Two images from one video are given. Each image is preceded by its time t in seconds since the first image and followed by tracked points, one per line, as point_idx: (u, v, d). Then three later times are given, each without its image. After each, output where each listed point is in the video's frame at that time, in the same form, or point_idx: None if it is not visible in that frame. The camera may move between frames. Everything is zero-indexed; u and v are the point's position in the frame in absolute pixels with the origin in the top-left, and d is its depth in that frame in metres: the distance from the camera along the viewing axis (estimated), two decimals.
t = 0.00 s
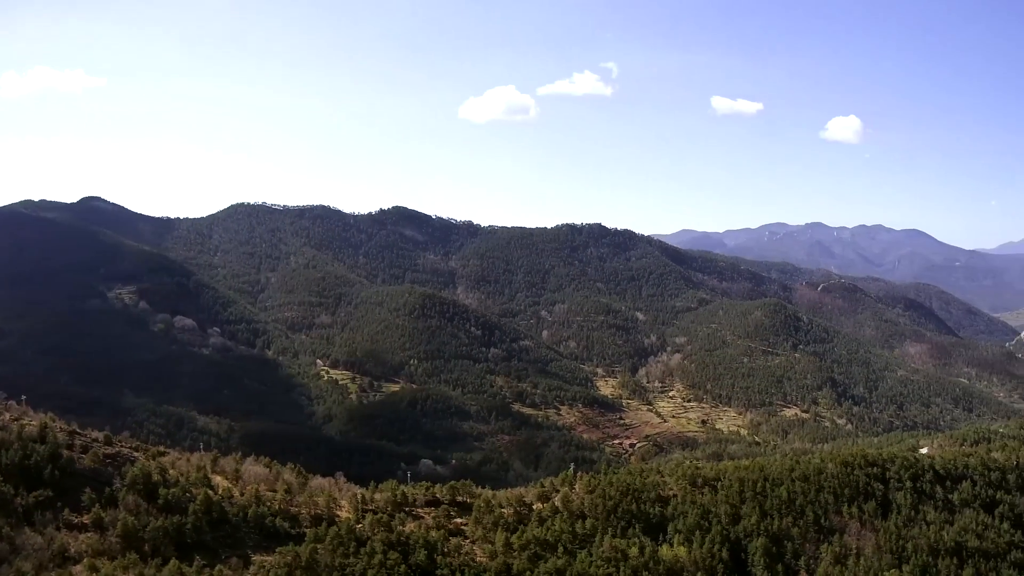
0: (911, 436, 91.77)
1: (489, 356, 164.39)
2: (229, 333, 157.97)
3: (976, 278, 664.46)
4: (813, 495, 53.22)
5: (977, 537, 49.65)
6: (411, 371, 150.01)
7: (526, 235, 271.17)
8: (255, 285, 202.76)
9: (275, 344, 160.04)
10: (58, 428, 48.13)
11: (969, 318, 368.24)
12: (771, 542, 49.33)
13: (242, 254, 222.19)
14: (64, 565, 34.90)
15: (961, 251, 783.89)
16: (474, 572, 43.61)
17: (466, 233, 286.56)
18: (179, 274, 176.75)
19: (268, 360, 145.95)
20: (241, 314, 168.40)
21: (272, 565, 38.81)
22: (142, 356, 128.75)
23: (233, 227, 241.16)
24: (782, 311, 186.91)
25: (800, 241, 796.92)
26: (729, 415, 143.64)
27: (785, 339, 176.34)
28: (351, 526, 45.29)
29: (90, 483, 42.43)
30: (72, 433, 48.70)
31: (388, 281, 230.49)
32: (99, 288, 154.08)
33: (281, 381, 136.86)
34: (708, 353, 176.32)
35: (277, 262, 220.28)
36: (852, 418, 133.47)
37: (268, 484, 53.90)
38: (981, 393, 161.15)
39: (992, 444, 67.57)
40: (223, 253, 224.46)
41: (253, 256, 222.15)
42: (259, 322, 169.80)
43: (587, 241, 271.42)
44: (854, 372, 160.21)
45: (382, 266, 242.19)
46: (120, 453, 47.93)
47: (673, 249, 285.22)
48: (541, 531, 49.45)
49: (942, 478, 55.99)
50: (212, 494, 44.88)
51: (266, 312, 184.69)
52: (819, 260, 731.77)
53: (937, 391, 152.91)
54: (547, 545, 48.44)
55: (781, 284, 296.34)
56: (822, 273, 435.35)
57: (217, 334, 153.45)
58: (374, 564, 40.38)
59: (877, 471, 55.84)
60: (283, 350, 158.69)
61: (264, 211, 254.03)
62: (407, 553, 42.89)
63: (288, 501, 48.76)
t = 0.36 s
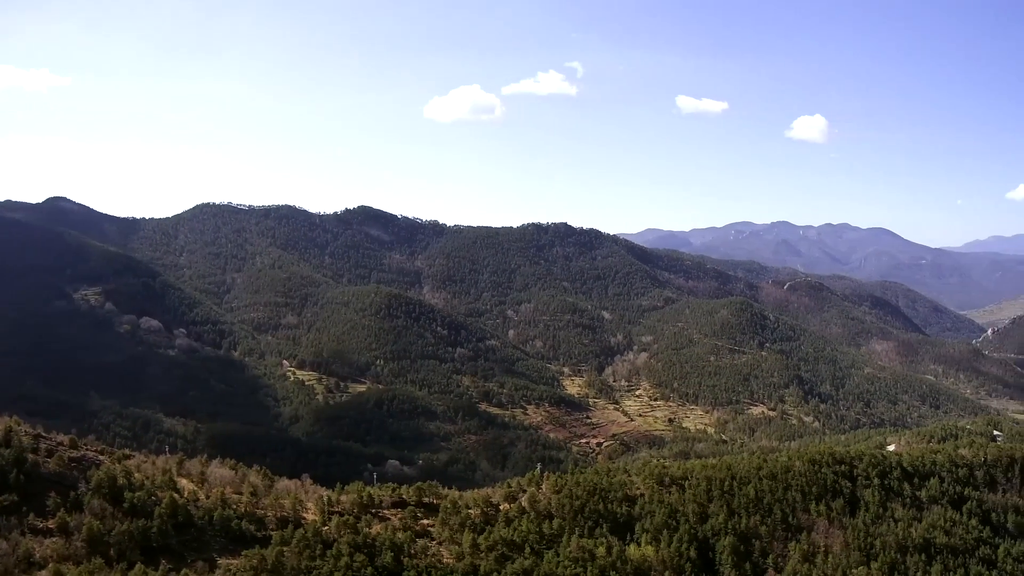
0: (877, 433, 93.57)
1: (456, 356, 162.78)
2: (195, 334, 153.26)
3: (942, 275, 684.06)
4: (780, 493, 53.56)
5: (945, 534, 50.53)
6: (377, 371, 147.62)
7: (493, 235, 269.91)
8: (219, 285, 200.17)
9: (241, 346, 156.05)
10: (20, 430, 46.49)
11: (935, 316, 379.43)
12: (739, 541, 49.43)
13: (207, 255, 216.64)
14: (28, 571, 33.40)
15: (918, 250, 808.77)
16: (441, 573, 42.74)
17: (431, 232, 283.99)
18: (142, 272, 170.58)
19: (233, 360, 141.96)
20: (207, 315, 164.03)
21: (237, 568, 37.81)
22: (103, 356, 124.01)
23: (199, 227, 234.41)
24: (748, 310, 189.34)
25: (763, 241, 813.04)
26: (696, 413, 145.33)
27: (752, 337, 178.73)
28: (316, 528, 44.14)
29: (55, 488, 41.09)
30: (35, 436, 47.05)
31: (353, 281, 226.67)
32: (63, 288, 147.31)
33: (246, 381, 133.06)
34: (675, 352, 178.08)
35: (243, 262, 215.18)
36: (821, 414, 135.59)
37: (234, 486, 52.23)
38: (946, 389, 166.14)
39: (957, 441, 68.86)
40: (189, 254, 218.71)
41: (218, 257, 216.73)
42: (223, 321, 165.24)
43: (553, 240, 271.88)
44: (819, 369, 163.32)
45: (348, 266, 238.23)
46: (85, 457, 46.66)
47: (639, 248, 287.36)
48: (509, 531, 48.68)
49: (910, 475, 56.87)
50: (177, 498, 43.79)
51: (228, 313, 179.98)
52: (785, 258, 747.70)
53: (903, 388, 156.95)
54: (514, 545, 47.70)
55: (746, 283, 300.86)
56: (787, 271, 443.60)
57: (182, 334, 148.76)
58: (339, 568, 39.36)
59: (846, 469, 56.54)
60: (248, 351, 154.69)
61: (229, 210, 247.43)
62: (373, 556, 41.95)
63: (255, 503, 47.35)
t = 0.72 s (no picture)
0: (856, 432, 94.78)
1: (435, 356, 161.55)
2: (174, 335, 150.23)
3: (921, 275, 688.80)
4: (760, 493, 53.66)
5: (926, 532, 50.95)
6: (357, 371, 145.96)
7: (472, 235, 268.84)
8: (198, 286, 196.71)
9: (221, 346, 153.18)
10: None
11: (915, 314, 385.88)
12: (718, 541, 49.39)
13: (186, 256, 212.63)
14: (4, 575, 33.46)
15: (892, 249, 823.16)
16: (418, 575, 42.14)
17: (410, 232, 281.86)
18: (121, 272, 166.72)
19: (212, 361, 138.79)
20: (185, 314, 160.55)
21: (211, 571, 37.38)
22: (81, 357, 121.10)
23: (177, 227, 230.00)
24: (727, 309, 190.86)
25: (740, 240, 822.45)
26: (675, 412, 146.08)
27: (731, 336, 180.23)
28: (293, 531, 43.61)
29: (31, 491, 41.23)
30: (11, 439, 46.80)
31: (332, 281, 223.99)
32: (39, 288, 143.78)
33: (225, 382, 130.50)
34: (654, 351, 178.75)
35: (222, 263, 211.54)
36: (800, 413, 136.86)
37: (212, 489, 51.58)
38: (926, 388, 168.90)
39: (937, 439, 69.74)
40: (168, 255, 214.59)
41: (196, 258, 212.81)
42: (201, 321, 162.22)
43: (532, 239, 271.96)
44: (799, 369, 164.91)
45: (327, 267, 235.28)
46: (61, 460, 46.57)
47: (618, 247, 288.42)
48: (487, 532, 48.12)
49: (890, 474, 57.33)
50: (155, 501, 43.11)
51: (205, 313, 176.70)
52: (762, 258, 756.17)
53: (884, 387, 159.22)
54: (492, 547, 47.09)
55: (726, 282, 303.31)
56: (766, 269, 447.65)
57: (160, 334, 145.83)
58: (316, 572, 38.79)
59: (825, 468, 56.89)
60: (227, 352, 151.82)
61: (207, 210, 242.74)
62: (350, 559, 41.42)
63: (232, 505, 47.65)
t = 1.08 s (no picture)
0: (835, 430, 95.99)
1: (413, 356, 160.19)
2: (152, 336, 147.14)
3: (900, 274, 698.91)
4: (739, 492, 53.81)
5: (905, 531, 51.39)
6: (335, 371, 144.16)
7: (450, 235, 267.53)
8: (177, 287, 192.64)
9: (200, 347, 150.29)
10: None
11: (893, 313, 392.94)
12: (697, 541, 49.40)
13: (164, 257, 208.14)
14: None
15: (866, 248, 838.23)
16: None
17: (388, 232, 279.40)
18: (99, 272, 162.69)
19: (191, 362, 136.57)
20: (164, 316, 157.50)
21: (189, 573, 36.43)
22: (58, 358, 117.84)
23: (156, 228, 225.28)
24: (705, 308, 192.30)
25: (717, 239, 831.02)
26: (653, 411, 146.71)
27: (709, 335, 181.67)
28: (272, 533, 42.74)
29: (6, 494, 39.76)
30: None
31: (310, 281, 221.14)
32: (16, 288, 139.60)
33: (203, 384, 127.84)
34: (632, 350, 179.42)
35: (201, 263, 207.38)
36: (782, 411, 138.47)
37: (191, 490, 50.23)
38: (904, 386, 172.00)
39: (915, 437, 70.76)
40: (147, 256, 209.85)
41: (174, 258, 208.31)
42: (179, 322, 158.84)
43: (510, 239, 271.73)
44: (778, 368, 166.86)
45: (305, 266, 232.14)
46: (38, 462, 44.92)
47: (597, 247, 289.32)
48: (465, 533, 47.41)
49: (869, 472, 57.94)
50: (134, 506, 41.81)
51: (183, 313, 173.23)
52: (739, 257, 764.62)
53: (862, 385, 161.71)
54: (471, 548, 46.45)
55: (703, 281, 305.85)
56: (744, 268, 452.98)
57: (139, 336, 142.69)
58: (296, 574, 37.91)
59: (804, 467, 57.29)
60: (206, 353, 148.89)
61: (186, 210, 237.83)
62: (329, 561, 40.82)
63: (209, 507, 46.37)
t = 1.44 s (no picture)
0: (799, 428, 97.45)
1: (378, 356, 157.62)
2: (117, 338, 142.08)
3: (864, 271, 716.18)
4: (705, 491, 53.94)
5: (871, 528, 52.10)
6: (299, 372, 141.11)
7: (414, 234, 264.58)
8: (141, 287, 185.78)
9: (164, 349, 145.77)
10: None
11: (859, 310, 402.32)
12: (662, 540, 49.44)
13: (128, 258, 200.51)
14: None
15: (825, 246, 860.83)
16: None
17: (353, 231, 275.06)
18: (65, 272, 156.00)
19: (155, 364, 131.04)
20: (131, 317, 152.25)
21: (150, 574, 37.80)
22: (23, 359, 112.61)
23: (121, 228, 217.05)
24: (671, 307, 194.30)
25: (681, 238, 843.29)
26: (618, 410, 147.59)
27: (674, 333, 183.36)
28: (233, 535, 43.75)
29: None
30: None
31: (274, 281, 216.07)
32: None
33: (168, 386, 123.92)
34: (597, 349, 180.13)
35: (165, 264, 200.25)
36: (750, 408, 140.93)
37: (155, 494, 51.56)
38: (867, 382, 176.11)
39: (881, 434, 72.29)
40: (110, 256, 201.91)
41: (139, 259, 201.21)
42: (145, 323, 153.79)
43: (474, 238, 270.30)
44: (743, 365, 169.74)
45: (269, 266, 226.70)
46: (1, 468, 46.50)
47: (561, 246, 290.22)
48: (428, 534, 46.60)
49: (835, 469, 58.65)
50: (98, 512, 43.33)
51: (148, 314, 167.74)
52: (704, 255, 777.58)
53: (826, 382, 165.17)
54: (435, 550, 45.57)
55: (667, 279, 309.34)
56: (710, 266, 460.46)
57: (104, 337, 137.81)
58: None
59: (770, 465, 57.77)
60: (170, 355, 144.48)
61: (151, 210, 229.42)
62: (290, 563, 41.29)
63: (172, 511, 47.77)
